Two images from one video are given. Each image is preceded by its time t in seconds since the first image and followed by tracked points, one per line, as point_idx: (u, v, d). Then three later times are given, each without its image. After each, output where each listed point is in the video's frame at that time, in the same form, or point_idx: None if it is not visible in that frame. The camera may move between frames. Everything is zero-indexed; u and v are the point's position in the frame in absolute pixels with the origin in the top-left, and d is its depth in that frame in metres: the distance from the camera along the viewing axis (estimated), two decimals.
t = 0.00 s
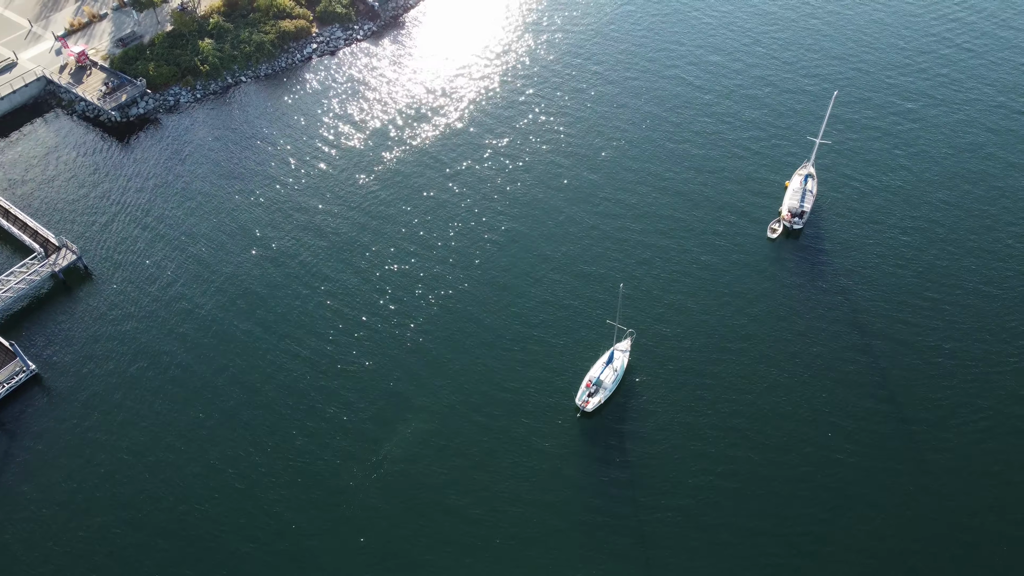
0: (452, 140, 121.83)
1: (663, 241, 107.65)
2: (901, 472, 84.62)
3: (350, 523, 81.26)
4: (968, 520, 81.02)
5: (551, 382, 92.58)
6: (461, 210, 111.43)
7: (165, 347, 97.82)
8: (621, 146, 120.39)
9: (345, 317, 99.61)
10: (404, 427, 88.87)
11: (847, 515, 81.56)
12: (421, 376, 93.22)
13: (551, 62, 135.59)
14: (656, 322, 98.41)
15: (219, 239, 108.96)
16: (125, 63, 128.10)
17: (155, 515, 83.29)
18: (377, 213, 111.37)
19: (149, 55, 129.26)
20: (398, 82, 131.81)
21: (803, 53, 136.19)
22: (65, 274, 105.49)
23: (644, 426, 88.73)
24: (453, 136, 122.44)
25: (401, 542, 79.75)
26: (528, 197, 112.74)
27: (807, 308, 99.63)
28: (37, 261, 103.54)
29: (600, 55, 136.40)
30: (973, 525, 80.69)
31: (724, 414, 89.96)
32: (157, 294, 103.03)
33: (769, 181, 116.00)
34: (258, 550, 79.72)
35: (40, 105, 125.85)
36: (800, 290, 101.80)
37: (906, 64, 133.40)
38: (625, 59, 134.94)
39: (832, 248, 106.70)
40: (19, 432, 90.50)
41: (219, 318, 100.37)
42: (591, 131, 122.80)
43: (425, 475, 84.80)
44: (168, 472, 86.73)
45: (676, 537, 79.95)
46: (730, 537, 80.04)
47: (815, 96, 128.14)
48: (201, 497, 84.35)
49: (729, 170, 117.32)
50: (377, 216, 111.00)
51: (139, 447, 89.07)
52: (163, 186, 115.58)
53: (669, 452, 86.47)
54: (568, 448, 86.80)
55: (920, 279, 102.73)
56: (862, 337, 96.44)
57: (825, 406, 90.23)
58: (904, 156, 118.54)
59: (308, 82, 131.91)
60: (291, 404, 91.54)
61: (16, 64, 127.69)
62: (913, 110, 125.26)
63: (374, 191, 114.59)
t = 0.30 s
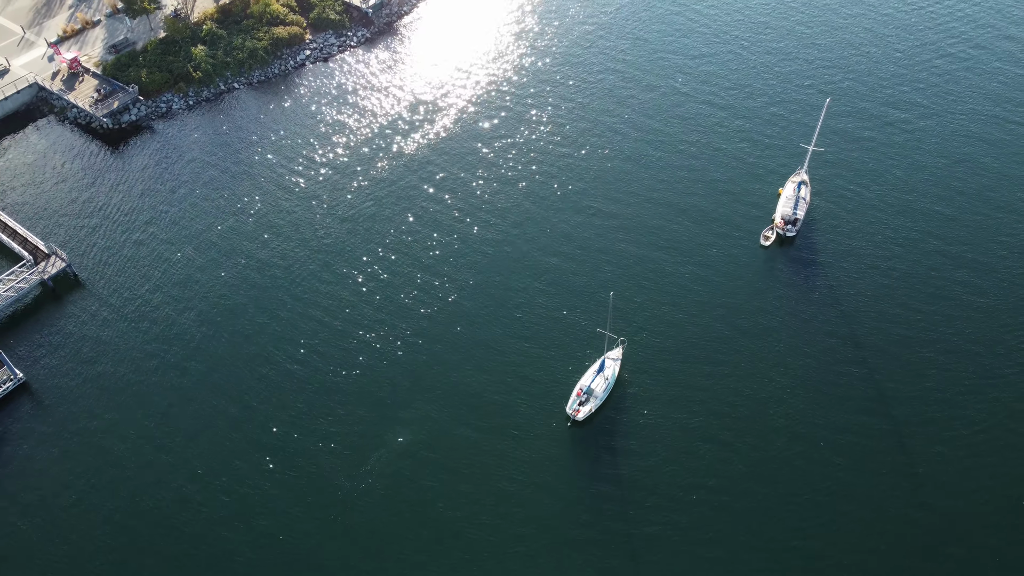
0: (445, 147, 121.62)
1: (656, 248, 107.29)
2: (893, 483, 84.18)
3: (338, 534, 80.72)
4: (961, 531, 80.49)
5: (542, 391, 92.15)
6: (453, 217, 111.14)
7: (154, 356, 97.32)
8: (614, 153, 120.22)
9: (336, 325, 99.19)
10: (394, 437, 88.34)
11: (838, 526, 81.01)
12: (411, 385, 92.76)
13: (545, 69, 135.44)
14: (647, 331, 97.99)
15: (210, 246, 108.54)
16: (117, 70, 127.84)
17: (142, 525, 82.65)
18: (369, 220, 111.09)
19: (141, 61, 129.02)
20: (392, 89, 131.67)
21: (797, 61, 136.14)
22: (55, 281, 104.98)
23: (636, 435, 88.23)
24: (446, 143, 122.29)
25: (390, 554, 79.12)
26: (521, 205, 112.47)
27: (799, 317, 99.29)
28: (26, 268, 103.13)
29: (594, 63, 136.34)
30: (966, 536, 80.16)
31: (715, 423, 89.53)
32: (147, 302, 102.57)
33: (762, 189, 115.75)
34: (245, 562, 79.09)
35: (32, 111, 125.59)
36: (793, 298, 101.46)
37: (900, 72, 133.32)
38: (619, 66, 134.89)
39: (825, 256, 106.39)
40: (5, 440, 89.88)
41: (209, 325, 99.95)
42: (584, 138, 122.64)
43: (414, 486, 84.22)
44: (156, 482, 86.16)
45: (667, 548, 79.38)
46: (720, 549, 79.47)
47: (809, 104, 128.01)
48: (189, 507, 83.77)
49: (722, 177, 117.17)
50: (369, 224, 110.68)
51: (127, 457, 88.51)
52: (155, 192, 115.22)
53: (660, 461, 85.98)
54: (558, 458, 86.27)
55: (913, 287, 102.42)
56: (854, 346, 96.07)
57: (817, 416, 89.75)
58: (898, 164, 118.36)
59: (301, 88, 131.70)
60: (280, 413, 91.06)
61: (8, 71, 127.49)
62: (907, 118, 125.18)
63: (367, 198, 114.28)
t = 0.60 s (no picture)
0: (438, 155, 121.34)
1: (648, 257, 106.94)
2: (885, 494, 83.78)
3: (326, 545, 80.20)
4: (953, 544, 79.92)
5: (533, 400, 91.73)
6: (445, 225, 110.81)
7: (144, 365, 96.82)
8: (607, 161, 120.00)
9: (326, 334, 98.76)
10: (383, 447, 87.78)
11: (830, 538, 80.50)
12: (402, 395, 92.30)
13: (539, 77, 135.33)
14: (640, 340, 97.60)
15: (201, 254, 108.13)
16: (110, 77, 127.72)
17: (129, 537, 82.03)
18: (361, 228, 110.78)
19: (134, 69, 128.84)
20: (385, 97, 131.54)
21: (791, 68, 136.15)
22: (45, 289, 104.55)
23: (627, 446, 87.80)
24: (439, 150, 122.16)
25: (378, 567, 78.49)
26: (513, 213, 112.18)
27: (792, 325, 98.99)
28: (15, 276, 102.75)
29: (588, 70, 136.17)
30: (958, 549, 79.60)
31: (706, 433, 89.15)
32: (136, 310, 102.12)
33: (756, 197, 115.48)
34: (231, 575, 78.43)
35: (24, 119, 125.39)
36: (785, 306, 101.15)
37: (893, 80, 133.33)
38: (613, 74, 134.80)
39: (818, 265, 106.11)
40: None
41: (200, 334, 99.56)
42: (577, 146, 122.44)
43: (402, 498, 83.61)
44: (143, 493, 85.53)
45: (656, 561, 78.87)
46: (710, 561, 78.95)
47: (802, 112, 127.96)
48: (176, 518, 83.14)
49: (715, 185, 117.04)
50: (361, 231, 110.36)
51: (115, 466, 87.93)
52: (146, 200, 114.92)
53: (651, 472, 85.54)
54: (549, 469, 85.74)
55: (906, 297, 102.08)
56: (846, 356, 95.73)
57: (808, 427, 89.33)
58: (891, 172, 118.27)
59: (294, 96, 131.46)
60: (269, 423, 90.54)
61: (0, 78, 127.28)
62: (901, 126, 125.16)
63: (359, 206, 113.90)
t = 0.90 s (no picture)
0: (431, 162, 121.20)
1: (641, 265, 106.63)
2: (877, 505, 83.33)
3: (313, 557, 79.71)
4: (944, 555, 79.54)
5: (524, 409, 91.30)
6: (438, 233, 110.59)
7: (133, 373, 96.42)
8: (600, 169, 119.81)
9: (317, 342, 98.44)
10: (372, 457, 87.34)
11: (820, 550, 80.10)
12: (392, 405, 91.90)
13: (532, 84, 135.21)
14: (631, 349, 97.22)
15: (192, 262, 107.80)
16: (102, 85, 127.53)
17: (115, 547, 81.54)
18: (354, 236, 110.54)
19: (127, 76, 128.69)
20: (378, 104, 131.47)
21: (785, 75, 135.99)
22: (34, 298, 104.17)
23: (617, 455, 87.41)
24: (432, 158, 121.96)
25: None
26: (506, 220, 111.95)
27: (784, 334, 98.66)
28: (5, 285, 102.39)
29: (582, 77, 136.07)
30: (949, 560, 79.20)
31: (697, 442, 88.77)
32: (126, 319, 101.74)
33: (749, 205, 115.24)
34: None
35: (16, 126, 125.21)
36: (778, 315, 100.83)
37: (887, 87, 133.28)
38: (606, 81, 134.72)
39: (811, 273, 105.80)
40: None
41: (190, 342, 99.16)
42: (570, 153, 122.33)
43: (391, 508, 83.16)
44: (130, 503, 85.04)
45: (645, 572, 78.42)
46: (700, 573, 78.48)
47: (796, 120, 127.82)
48: (163, 529, 82.67)
49: (709, 192, 116.79)
50: (353, 239, 110.14)
51: (102, 476, 87.45)
52: (138, 208, 114.58)
53: (642, 482, 85.10)
54: (539, 479, 85.33)
55: (899, 305, 101.80)
56: (838, 365, 95.38)
57: (800, 436, 88.95)
58: (885, 180, 118.01)
59: (287, 103, 131.31)
60: (258, 432, 90.13)
61: None
62: (895, 134, 124.93)
63: (351, 213, 113.65)
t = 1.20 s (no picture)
0: (423, 170, 121.10)
1: (633, 274, 106.42)
2: (869, 517, 82.97)
3: (301, 569, 79.23)
4: (935, 568, 79.17)
5: (514, 419, 90.90)
6: (429, 241, 110.37)
7: (121, 383, 95.94)
8: (593, 177, 119.75)
9: (307, 351, 98.07)
10: (362, 468, 86.88)
11: (811, 562, 79.71)
12: (382, 414, 91.46)
13: (525, 91, 135.21)
14: (623, 358, 96.91)
15: (183, 271, 107.44)
16: (95, 93, 127.37)
17: (102, 559, 80.95)
18: (345, 244, 110.27)
19: (120, 84, 128.55)
20: (371, 112, 131.45)
21: (779, 83, 135.92)
22: (24, 306, 103.70)
23: (608, 466, 87.03)
24: (425, 166, 121.85)
25: None
26: (498, 229, 111.80)
27: (776, 344, 98.45)
28: None
29: (575, 85, 136.10)
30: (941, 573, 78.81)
31: (688, 452, 88.45)
32: (116, 328, 101.30)
33: (741, 213, 115.10)
34: None
35: (9, 134, 125.02)
36: (770, 324, 100.52)
37: (880, 95, 133.26)
38: (599, 89, 134.78)
39: (803, 282, 105.58)
40: None
41: (180, 351, 98.79)
42: (562, 162, 122.29)
43: (380, 520, 82.70)
44: (118, 513, 84.50)
45: None
46: None
47: (789, 128, 127.79)
48: (150, 540, 82.13)
49: (702, 201, 116.72)
50: (345, 247, 109.87)
51: (90, 487, 86.86)
52: (129, 216, 114.31)
53: (632, 493, 84.73)
54: (529, 490, 84.90)
55: (891, 315, 101.59)
56: (830, 375, 95.11)
57: (791, 447, 88.63)
58: (878, 189, 118.01)
59: (280, 111, 131.21)
60: (247, 442, 89.64)
61: None
62: (888, 143, 124.90)
63: (342, 222, 113.42)
